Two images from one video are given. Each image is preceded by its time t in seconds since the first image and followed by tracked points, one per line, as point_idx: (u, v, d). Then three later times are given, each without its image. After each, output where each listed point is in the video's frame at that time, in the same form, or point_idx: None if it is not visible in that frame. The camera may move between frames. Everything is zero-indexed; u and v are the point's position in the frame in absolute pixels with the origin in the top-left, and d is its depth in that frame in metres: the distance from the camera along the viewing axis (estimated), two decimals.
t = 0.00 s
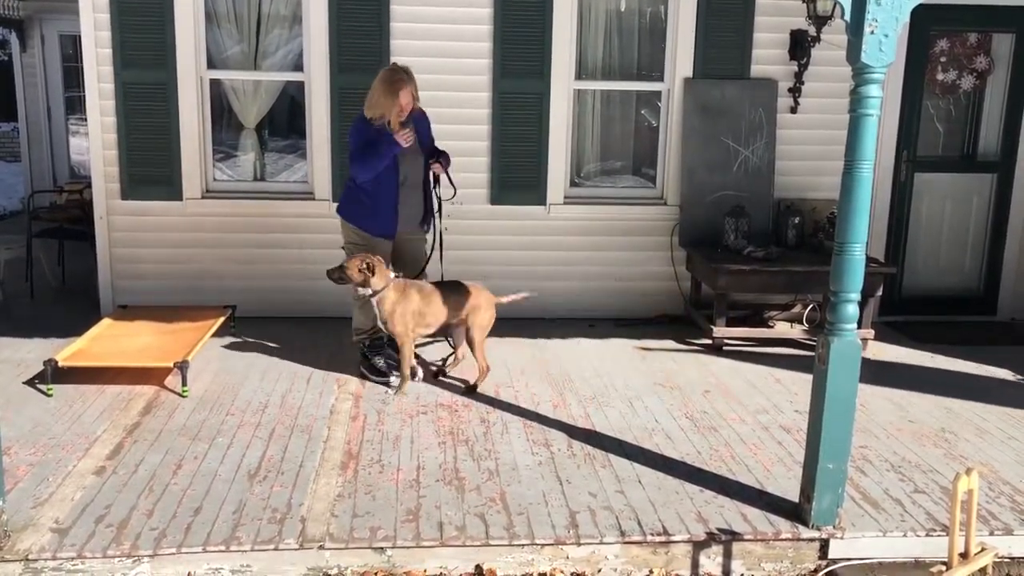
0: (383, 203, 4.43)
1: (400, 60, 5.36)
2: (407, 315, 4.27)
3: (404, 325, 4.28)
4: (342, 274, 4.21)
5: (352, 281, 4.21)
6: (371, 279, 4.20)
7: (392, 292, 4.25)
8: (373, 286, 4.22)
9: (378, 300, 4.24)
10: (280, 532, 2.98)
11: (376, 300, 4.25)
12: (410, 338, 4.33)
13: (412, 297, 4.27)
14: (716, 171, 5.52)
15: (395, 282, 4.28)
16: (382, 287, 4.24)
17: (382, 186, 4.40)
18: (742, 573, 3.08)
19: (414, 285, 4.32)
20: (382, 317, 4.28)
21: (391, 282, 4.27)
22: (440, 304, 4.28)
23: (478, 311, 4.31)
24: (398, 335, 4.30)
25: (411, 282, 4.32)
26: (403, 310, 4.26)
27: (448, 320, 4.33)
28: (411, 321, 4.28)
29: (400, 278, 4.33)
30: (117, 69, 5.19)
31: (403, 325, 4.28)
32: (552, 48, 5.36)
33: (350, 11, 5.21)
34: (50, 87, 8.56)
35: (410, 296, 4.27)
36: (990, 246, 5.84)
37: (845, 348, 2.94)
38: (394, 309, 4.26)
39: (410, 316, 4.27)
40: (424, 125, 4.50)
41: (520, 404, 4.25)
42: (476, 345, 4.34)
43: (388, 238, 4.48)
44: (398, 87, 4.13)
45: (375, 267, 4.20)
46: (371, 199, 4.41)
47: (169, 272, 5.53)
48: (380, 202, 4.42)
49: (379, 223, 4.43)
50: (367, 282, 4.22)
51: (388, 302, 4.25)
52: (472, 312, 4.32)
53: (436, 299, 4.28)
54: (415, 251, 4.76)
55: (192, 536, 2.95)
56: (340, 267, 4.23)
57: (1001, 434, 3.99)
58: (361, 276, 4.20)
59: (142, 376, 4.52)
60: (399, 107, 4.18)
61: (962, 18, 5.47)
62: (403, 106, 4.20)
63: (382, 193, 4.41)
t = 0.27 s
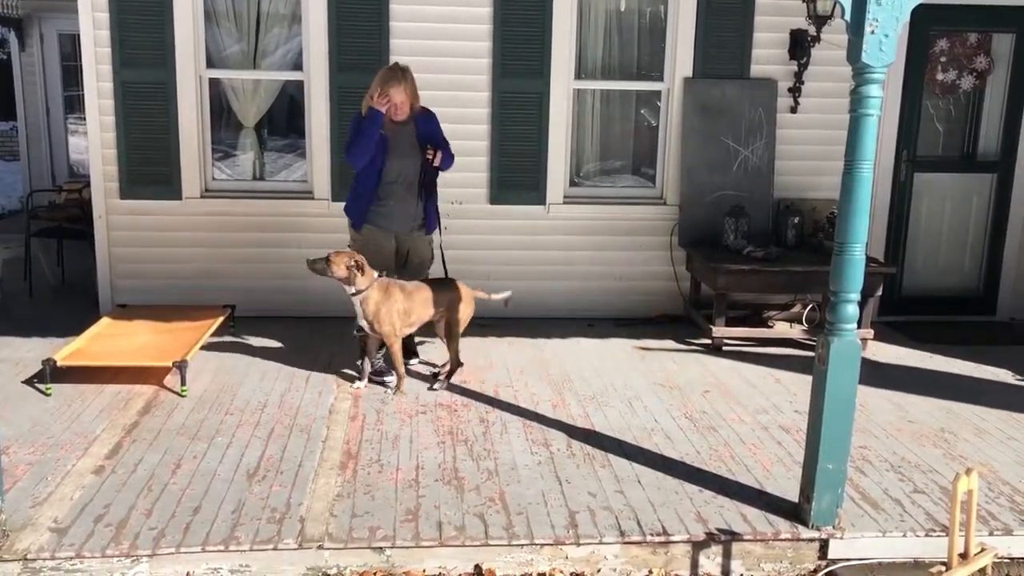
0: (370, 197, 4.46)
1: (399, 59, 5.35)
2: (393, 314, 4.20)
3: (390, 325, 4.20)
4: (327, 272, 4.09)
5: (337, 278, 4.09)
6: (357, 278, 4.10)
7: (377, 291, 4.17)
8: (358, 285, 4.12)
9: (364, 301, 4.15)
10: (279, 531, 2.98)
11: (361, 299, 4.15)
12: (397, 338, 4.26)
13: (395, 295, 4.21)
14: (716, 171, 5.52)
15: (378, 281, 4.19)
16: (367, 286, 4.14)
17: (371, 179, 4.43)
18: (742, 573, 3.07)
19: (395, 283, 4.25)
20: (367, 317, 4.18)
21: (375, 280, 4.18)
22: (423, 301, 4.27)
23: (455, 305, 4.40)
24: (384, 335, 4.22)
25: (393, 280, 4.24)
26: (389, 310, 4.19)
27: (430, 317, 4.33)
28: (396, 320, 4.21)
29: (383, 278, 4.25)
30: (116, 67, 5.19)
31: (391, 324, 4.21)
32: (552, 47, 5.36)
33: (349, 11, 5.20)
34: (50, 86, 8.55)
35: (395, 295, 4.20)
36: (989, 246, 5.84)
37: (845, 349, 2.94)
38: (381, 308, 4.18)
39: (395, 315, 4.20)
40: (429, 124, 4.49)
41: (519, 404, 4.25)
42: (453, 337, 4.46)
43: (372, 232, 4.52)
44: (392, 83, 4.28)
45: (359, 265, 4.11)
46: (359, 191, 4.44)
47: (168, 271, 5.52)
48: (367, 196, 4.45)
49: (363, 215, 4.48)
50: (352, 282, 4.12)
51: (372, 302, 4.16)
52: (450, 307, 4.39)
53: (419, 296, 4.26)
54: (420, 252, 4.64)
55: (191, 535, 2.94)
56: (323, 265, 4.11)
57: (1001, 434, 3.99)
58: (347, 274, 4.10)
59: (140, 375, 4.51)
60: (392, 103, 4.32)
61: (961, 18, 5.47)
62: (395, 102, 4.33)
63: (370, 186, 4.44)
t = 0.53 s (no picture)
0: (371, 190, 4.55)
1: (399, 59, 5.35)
2: (374, 312, 4.24)
3: (370, 323, 4.24)
4: (310, 268, 4.12)
5: (324, 274, 4.12)
6: (341, 275, 4.15)
7: (360, 289, 4.21)
8: (341, 282, 4.16)
9: (346, 299, 4.18)
10: (277, 531, 2.98)
11: (343, 297, 4.19)
12: (376, 337, 4.29)
13: (378, 293, 4.24)
14: (715, 171, 5.52)
15: (363, 279, 4.24)
16: (350, 283, 4.18)
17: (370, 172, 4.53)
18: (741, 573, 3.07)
19: (379, 282, 4.28)
20: (348, 314, 4.21)
21: (359, 278, 4.22)
22: (407, 301, 4.28)
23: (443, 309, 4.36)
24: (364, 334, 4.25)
25: (378, 280, 4.28)
26: (370, 308, 4.23)
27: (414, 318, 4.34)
28: (377, 319, 4.25)
29: (368, 277, 4.30)
30: (115, 67, 5.18)
31: (371, 323, 4.24)
32: (551, 47, 5.35)
33: (348, 10, 5.19)
34: (48, 86, 8.53)
35: (378, 293, 4.24)
36: (988, 247, 5.84)
37: (845, 348, 2.93)
38: (362, 306, 4.21)
39: (375, 314, 4.24)
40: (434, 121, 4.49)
41: (518, 404, 4.24)
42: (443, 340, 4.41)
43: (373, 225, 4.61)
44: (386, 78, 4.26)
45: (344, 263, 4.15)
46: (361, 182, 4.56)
47: (167, 270, 5.52)
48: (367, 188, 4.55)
49: (364, 208, 4.57)
50: (336, 278, 4.16)
51: (354, 300, 4.19)
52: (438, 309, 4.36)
53: (403, 296, 4.27)
54: (419, 250, 4.71)
55: (189, 535, 2.94)
56: (308, 260, 4.12)
57: (999, 435, 4.00)
58: (334, 270, 4.13)
59: (140, 375, 4.51)
60: (388, 99, 4.32)
61: (960, 18, 5.47)
62: (393, 98, 4.31)
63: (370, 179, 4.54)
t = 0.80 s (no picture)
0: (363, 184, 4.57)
1: (398, 57, 5.34)
2: (363, 312, 4.22)
3: (360, 324, 4.22)
4: (299, 267, 4.11)
5: (315, 273, 4.10)
6: (331, 273, 4.13)
7: (350, 288, 4.21)
8: (331, 281, 4.15)
9: (336, 298, 4.18)
10: (276, 531, 2.97)
11: (333, 297, 4.18)
12: (366, 338, 4.27)
13: (367, 293, 4.23)
14: (715, 170, 5.51)
15: (353, 279, 4.24)
16: (340, 283, 4.17)
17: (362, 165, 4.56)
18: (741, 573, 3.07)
19: (369, 282, 4.28)
20: (338, 314, 4.20)
21: (349, 278, 4.22)
22: (396, 301, 4.26)
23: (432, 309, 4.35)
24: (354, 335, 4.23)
25: (368, 280, 4.28)
26: (361, 308, 4.21)
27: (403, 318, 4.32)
28: (366, 320, 4.23)
29: (359, 277, 4.29)
30: (114, 66, 5.17)
31: (360, 323, 4.22)
32: (551, 46, 5.35)
33: (347, 8, 5.19)
34: (47, 84, 8.52)
35: (368, 293, 4.23)
36: (988, 246, 5.84)
37: (845, 348, 2.93)
38: (352, 306, 4.20)
39: (364, 314, 4.22)
40: (426, 118, 4.52)
41: (517, 404, 4.24)
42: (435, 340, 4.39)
43: (365, 220, 4.62)
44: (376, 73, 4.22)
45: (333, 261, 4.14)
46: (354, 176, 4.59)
47: (166, 270, 5.51)
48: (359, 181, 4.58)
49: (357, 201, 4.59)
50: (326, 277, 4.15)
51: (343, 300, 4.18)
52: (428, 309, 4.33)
53: (393, 295, 4.25)
54: (413, 249, 4.72)
55: (188, 535, 2.93)
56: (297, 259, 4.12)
57: (999, 434, 3.99)
58: (325, 268, 4.12)
59: (138, 375, 4.50)
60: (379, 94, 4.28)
61: (960, 17, 5.47)
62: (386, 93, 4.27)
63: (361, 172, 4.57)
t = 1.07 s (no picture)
0: (344, 182, 4.59)
1: (397, 56, 5.33)
2: (362, 312, 4.21)
3: (359, 323, 4.21)
4: (299, 266, 4.06)
5: (317, 272, 4.07)
6: (331, 272, 4.11)
7: (350, 287, 4.18)
8: (330, 280, 4.13)
9: (335, 297, 4.15)
10: (276, 530, 2.97)
11: (332, 295, 4.16)
12: (363, 337, 4.26)
13: (365, 292, 4.22)
14: (714, 169, 5.51)
15: (353, 277, 4.21)
16: (339, 281, 4.14)
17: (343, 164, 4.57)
18: (741, 573, 3.07)
19: (367, 281, 4.26)
20: (336, 313, 4.17)
21: (349, 276, 4.19)
22: (394, 300, 4.26)
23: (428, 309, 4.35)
24: (352, 334, 4.21)
25: (367, 278, 4.26)
26: (361, 307, 4.20)
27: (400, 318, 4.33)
28: (364, 319, 4.22)
29: (357, 276, 4.27)
30: (113, 65, 5.16)
31: (359, 323, 4.21)
32: (550, 45, 5.34)
33: (346, 7, 5.18)
34: (46, 83, 8.51)
35: (367, 292, 4.22)
36: (987, 245, 5.84)
37: (844, 346, 2.93)
38: (352, 305, 4.18)
39: (362, 314, 4.21)
40: (405, 118, 4.50)
41: (517, 403, 4.24)
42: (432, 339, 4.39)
43: (346, 218, 4.63)
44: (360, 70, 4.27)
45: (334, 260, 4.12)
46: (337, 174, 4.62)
47: (165, 269, 5.51)
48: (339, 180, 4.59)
49: (338, 200, 4.61)
50: (326, 276, 4.12)
51: (342, 298, 4.16)
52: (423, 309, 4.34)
53: (391, 295, 4.26)
54: (399, 246, 4.72)
55: (187, 535, 2.93)
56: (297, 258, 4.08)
57: (999, 433, 3.99)
58: (327, 267, 4.09)
59: (137, 374, 4.50)
60: (361, 92, 4.32)
61: (959, 16, 5.47)
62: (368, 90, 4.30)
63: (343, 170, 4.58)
